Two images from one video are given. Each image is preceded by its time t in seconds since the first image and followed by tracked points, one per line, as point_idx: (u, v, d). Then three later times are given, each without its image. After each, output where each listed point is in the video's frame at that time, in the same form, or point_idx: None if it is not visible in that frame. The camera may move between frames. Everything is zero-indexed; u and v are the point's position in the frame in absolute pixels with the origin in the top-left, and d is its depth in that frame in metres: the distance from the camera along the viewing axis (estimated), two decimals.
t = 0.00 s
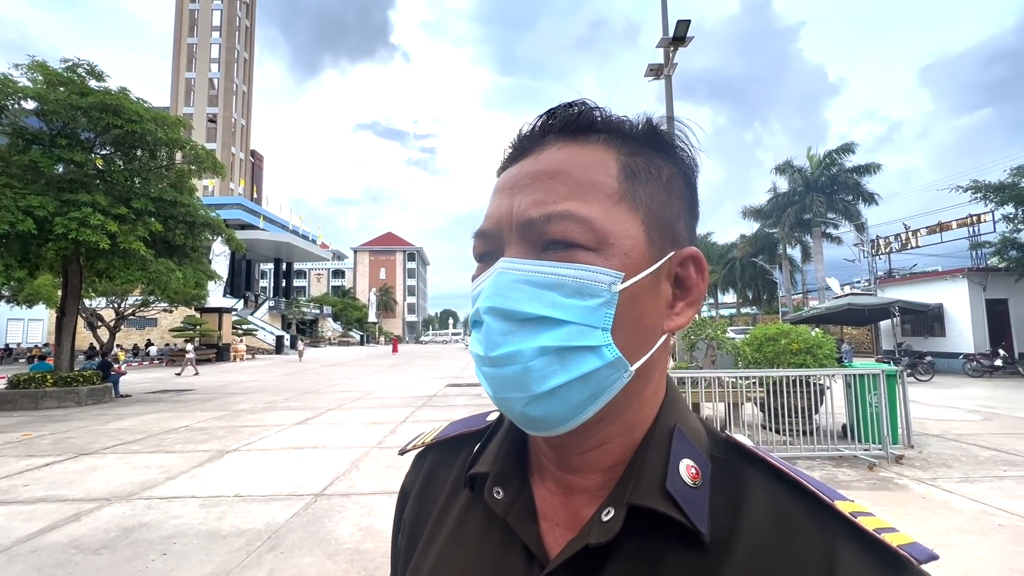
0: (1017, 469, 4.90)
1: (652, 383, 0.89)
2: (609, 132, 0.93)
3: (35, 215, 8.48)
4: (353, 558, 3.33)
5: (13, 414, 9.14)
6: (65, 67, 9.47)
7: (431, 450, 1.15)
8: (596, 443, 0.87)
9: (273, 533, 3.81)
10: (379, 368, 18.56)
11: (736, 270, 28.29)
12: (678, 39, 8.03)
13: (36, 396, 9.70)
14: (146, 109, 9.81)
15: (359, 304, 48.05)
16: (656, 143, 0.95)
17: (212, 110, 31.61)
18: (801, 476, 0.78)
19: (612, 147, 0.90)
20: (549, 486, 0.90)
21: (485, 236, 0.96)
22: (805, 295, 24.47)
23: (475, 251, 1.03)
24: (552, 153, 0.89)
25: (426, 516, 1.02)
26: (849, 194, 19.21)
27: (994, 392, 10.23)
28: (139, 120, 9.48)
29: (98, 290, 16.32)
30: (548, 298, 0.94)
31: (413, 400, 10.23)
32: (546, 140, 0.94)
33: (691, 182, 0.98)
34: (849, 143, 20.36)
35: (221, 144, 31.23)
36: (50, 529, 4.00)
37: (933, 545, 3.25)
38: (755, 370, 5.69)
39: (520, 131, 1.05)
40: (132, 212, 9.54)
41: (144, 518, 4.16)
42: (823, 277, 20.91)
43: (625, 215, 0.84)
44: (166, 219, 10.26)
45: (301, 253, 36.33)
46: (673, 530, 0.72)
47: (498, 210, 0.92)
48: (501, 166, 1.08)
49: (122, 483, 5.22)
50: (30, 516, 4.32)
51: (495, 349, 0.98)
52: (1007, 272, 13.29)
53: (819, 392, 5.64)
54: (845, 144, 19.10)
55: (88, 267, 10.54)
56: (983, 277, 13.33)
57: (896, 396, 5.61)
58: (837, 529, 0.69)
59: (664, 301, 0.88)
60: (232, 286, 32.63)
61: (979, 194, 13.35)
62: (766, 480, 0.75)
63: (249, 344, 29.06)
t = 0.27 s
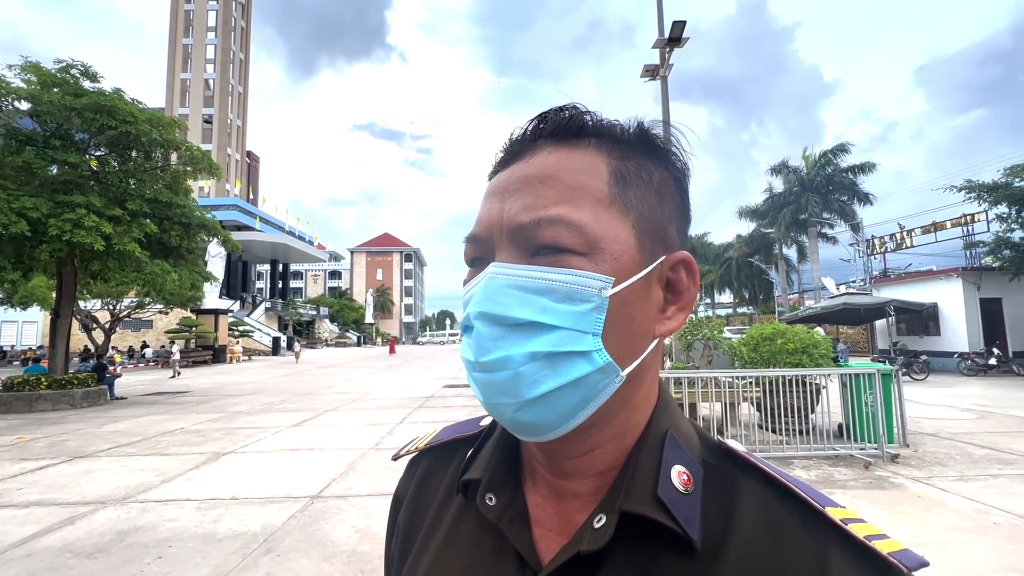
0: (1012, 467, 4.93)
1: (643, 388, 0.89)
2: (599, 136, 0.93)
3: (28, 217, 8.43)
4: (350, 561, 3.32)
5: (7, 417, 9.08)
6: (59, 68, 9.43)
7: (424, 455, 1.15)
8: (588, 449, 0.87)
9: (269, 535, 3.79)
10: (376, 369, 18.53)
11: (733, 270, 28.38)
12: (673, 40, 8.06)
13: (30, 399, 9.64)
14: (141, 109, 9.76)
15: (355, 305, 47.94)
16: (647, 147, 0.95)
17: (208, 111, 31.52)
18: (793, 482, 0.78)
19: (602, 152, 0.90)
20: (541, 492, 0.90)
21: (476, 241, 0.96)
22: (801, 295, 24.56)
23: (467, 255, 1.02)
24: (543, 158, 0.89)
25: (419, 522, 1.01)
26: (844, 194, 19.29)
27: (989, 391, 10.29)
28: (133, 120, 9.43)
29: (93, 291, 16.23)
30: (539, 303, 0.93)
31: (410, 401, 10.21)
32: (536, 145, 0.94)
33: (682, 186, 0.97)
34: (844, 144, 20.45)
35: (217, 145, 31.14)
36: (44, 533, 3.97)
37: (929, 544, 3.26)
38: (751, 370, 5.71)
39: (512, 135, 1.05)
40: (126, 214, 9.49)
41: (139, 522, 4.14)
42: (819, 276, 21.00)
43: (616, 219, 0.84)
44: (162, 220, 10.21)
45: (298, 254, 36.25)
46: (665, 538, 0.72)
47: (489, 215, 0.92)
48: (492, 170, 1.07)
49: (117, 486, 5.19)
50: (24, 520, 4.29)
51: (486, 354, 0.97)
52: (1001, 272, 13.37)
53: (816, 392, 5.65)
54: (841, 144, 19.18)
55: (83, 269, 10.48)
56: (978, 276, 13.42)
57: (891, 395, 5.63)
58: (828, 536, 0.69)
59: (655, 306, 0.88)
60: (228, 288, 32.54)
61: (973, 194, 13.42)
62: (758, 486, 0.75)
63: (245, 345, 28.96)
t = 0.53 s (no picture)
0: (1006, 465, 4.96)
1: (640, 386, 0.89)
2: (595, 136, 0.93)
3: (23, 218, 8.39)
4: (348, 562, 3.32)
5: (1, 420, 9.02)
6: (53, 68, 9.38)
7: (422, 456, 1.15)
8: (585, 447, 0.87)
9: (267, 537, 3.78)
10: (373, 370, 18.51)
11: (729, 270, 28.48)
12: (669, 40, 8.09)
13: (25, 402, 9.59)
14: (136, 110, 9.72)
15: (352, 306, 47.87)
16: (641, 147, 0.95)
17: (203, 112, 31.43)
18: (789, 480, 0.79)
19: (596, 152, 0.90)
20: (540, 492, 0.90)
21: (473, 241, 0.96)
22: (797, 294, 24.67)
23: (463, 256, 1.03)
24: (538, 158, 0.89)
25: (418, 523, 1.01)
26: (839, 194, 19.38)
27: (983, 389, 10.36)
28: (128, 121, 9.38)
29: (87, 293, 16.15)
30: (536, 302, 0.93)
31: (407, 402, 10.21)
32: (532, 145, 0.95)
33: (677, 185, 0.98)
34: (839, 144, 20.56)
35: (212, 146, 31.05)
36: (39, 536, 3.95)
37: (925, 541, 3.29)
38: (748, 370, 5.74)
39: (508, 136, 1.05)
40: (121, 215, 9.45)
41: (135, 524, 4.12)
42: (814, 276, 21.09)
43: (611, 218, 0.84)
44: (157, 221, 10.17)
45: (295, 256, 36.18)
46: (662, 536, 0.72)
47: (486, 215, 0.92)
48: (489, 171, 1.07)
49: (113, 488, 5.17)
50: (19, 523, 4.26)
51: (482, 354, 0.98)
52: (995, 270, 13.46)
53: (812, 391, 5.68)
54: (836, 144, 19.28)
55: (77, 271, 10.43)
56: (972, 275, 13.51)
57: (887, 394, 5.67)
58: (824, 534, 0.70)
59: (651, 304, 0.88)
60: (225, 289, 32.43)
61: (967, 193, 13.50)
62: (754, 484, 0.76)
63: (242, 346, 28.87)
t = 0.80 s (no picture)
0: (1002, 463, 5.00)
1: (641, 388, 0.90)
2: (595, 141, 0.94)
3: (17, 220, 8.36)
4: (347, 563, 3.33)
5: None
6: (48, 69, 9.35)
7: (425, 459, 1.16)
8: (586, 449, 0.89)
9: (265, 538, 3.78)
10: (371, 370, 18.49)
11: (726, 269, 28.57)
12: (666, 41, 8.13)
13: (20, 404, 9.55)
14: (132, 111, 9.69)
15: (350, 307, 47.79)
16: (641, 152, 0.96)
17: (199, 112, 31.33)
18: (788, 481, 0.80)
19: (597, 156, 0.91)
20: (542, 493, 0.92)
21: (475, 245, 0.97)
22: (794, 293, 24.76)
23: (466, 260, 1.04)
24: (539, 163, 0.90)
25: (422, 525, 1.03)
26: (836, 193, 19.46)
27: (979, 387, 10.42)
28: (124, 122, 9.36)
29: (83, 294, 16.10)
30: (538, 305, 0.94)
31: (405, 402, 10.21)
32: (532, 150, 0.95)
33: (676, 189, 0.99)
34: (835, 143, 20.65)
35: (209, 146, 30.97)
36: (36, 539, 3.94)
37: (921, 540, 3.31)
38: (745, 369, 5.77)
39: (509, 140, 1.06)
40: (117, 216, 9.41)
41: (133, 526, 4.12)
42: (811, 275, 21.18)
43: (612, 222, 0.85)
44: (153, 222, 10.14)
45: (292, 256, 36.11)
46: (663, 537, 0.74)
47: (488, 219, 0.93)
48: (490, 175, 1.08)
49: (110, 491, 5.16)
50: (15, 526, 4.25)
51: (485, 356, 0.99)
52: (989, 269, 13.54)
53: (809, 390, 5.71)
54: (831, 143, 19.37)
55: (73, 272, 10.39)
56: (967, 274, 13.59)
57: (884, 393, 5.70)
58: (823, 534, 0.71)
59: (652, 307, 0.89)
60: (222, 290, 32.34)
61: (962, 193, 13.58)
62: (753, 484, 0.77)
63: (239, 347, 28.79)
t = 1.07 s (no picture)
0: (1000, 460, 5.03)
1: (654, 381, 0.93)
2: (608, 137, 0.96)
3: (16, 221, 8.36)
4: (349, 562, 3.34)
5: None
6: (46, 70, 9.35)
7: (437, 453, 1.18)
8: (601, 442, 0.91)
9: (266, 538, 3.80)
10: (370, 371, 18.49)
11: (725, 269, 28.62)
12: (664, 40, 8.15)
13: (19, 405, 9.54)
14: (130, 111, 9.68)
15: (349, 307, 47.77)
16: (654, 148, 0.98)
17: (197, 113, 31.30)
18: (803, 473, 0.82)
19: (611, 152, 0.92)
20: (556, 486, 0.94)
21: (489, 241, 0.99)
22: (792, 292, 24.83)
23: (480, 254, 1.05)
24: (554, 158, 0.92)
25: (436, 518, 1.05)
26: (834, 192, 19.51)
27: (977, 385, 10.46)
28: (122, 122, 9.35)
29: (81, 295, 16.08)
30: (554, 299, 0.96)
31: (405, 402, 10.23)
32: (547, 146, 0.97)
33: (688, 185, 1.01)
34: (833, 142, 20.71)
35: (207, 146, 30.95)
36: (37, 539, 3.96)
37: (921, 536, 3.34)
38: (744, 367, 5.79)
39: (521, 136, 1.08)
40: (116, 216, 9.41)
41: (134, 527, 4.13)
42: (810, 274, 21.23)
43: (626, 217, 0.87)
44: (152, 223, 10.14)
45: (291, 257, 36.08)
46: (680, 529, 0.76)
47: (502, 215, 0.95)
48: (503, 172, 1.10)
49: (110, 491, 5.17)
50: (16, 527, 4.26)
51: (502, 350, 1.01)
52: (987, 268, 13.60)
53: (808, 388, 5.74)
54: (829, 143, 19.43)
55: (72, 273, 10.38)
56: (965, 272, 13.64)
57: (883, 391, 5.73)
58: (837, 524, 0.73)
59: (665, 300, 0.91)
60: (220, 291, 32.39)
61: (959, 192, 13.64)
62: (767, 475, 0.79)
63: (238, 348, 28.78)
